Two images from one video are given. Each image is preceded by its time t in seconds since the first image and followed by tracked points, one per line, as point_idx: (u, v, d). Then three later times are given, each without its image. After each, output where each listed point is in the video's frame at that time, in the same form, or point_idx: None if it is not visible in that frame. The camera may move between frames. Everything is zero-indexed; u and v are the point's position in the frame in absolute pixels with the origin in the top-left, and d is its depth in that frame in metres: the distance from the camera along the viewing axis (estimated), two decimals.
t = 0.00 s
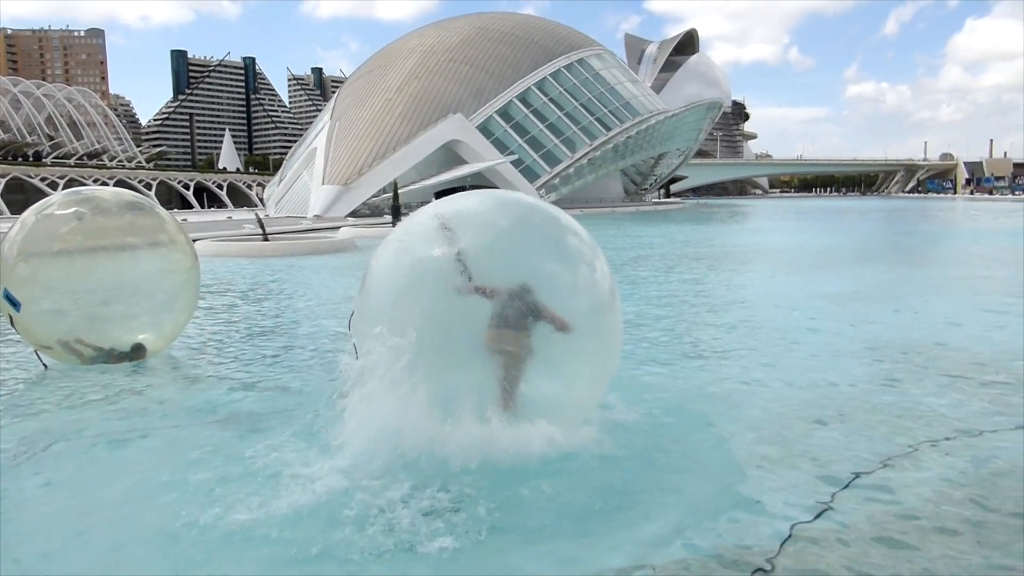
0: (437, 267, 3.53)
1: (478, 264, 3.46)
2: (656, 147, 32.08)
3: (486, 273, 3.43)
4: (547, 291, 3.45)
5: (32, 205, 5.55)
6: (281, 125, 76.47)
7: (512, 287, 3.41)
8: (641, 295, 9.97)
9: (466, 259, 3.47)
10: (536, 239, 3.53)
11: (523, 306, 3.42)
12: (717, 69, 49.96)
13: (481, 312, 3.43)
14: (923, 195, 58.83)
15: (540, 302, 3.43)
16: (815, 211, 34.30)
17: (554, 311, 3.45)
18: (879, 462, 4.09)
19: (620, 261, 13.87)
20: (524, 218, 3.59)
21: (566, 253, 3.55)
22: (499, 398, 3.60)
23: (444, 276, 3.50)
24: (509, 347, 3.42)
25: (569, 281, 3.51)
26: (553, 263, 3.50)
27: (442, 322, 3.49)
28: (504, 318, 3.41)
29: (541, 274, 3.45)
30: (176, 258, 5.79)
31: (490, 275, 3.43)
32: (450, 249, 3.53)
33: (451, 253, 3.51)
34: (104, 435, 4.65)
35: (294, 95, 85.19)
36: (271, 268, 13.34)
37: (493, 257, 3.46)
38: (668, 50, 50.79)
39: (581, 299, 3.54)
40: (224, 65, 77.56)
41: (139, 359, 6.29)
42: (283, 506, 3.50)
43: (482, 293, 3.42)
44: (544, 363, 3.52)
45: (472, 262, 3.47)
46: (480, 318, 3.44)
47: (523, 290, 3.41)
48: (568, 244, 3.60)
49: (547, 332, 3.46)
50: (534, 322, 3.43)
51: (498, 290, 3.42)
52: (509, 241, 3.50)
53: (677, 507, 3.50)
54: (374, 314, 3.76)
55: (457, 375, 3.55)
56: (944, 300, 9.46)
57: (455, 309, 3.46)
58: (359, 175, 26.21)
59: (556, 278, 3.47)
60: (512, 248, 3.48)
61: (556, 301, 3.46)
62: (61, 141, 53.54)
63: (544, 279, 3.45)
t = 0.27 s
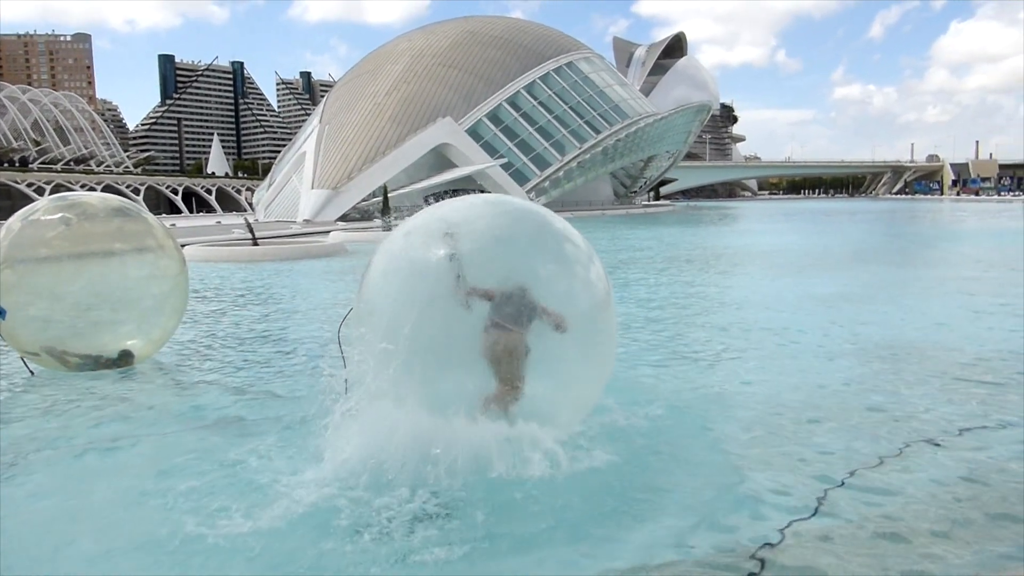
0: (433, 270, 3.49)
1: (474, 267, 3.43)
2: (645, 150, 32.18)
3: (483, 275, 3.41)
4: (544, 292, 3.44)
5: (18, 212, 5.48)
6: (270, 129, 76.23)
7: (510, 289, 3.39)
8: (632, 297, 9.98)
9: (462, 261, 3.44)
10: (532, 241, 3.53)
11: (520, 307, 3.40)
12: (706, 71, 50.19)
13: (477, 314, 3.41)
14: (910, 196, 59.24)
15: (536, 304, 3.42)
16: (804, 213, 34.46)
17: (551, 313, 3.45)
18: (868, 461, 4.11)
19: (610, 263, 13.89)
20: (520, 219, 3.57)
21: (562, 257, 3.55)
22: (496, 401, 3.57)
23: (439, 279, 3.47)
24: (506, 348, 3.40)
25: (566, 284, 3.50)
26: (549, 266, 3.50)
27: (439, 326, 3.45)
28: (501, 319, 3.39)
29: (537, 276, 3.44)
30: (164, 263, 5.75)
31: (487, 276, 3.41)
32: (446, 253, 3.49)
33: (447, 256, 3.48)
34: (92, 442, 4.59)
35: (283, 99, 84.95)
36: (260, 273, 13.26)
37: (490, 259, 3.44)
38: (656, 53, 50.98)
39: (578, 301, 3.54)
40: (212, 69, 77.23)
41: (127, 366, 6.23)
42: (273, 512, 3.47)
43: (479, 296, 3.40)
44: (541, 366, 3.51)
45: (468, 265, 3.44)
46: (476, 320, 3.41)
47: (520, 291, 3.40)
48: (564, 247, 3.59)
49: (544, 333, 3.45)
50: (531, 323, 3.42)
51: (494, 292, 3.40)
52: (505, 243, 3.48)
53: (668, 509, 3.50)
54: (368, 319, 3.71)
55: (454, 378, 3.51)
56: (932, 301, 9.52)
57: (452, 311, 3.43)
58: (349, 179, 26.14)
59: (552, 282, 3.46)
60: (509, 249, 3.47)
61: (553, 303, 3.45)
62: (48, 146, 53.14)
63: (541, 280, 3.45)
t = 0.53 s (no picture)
0: (443, 275, 3.52)
1: (484, 273, 3.47)
2: (647, 148, 32.13)
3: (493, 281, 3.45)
4: (553, 299, 3.47)
5: (20, 209, 5.49)
6: (272, 127, 76.26)
7: (520, 296, 3.44)
8: (634, 295, 9.97)
9: (473, 268, 3.48)
10: (541, 248, 3.56)
11: (529, 313, 3.43)
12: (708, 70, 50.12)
13: (487, 317, 3.44)
14: (912, 195, 59.11)
15: (546, 309, 3.46)
16: (806, 212, 34.36)
17: (560, 320, 3.48)
18: (869, 461, 4.08)
19: (612, 261, 13.87)
20: (530, 227, 3.61)
21: (572, 262, 3.59)
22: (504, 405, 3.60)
23: (450, 283, 3.50)
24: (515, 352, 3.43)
25: (575, 289, 3.54)
26: (559, 272, 3.53)
27: (448, 330, 3.48)
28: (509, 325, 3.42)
29: (546, 282, 3.48)
30: (164, 262, 5.74)
31: (497, 281, 3.45)
32: (456, 258, 3.53)
33: (456, 262, 3.52)
34: (91, 440, 4.59)
35: (285, 97, 84.97)
36: (262, 271, 13.25)
37: (500, 265, 3.48)
38: (658, 51, 50.91)
39: (588, 307, 3.57)
40: (214, 67, 77.25)
41: (128, 364, 6.25)
42: (271, 511, 3.46)
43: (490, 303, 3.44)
44: (551, 370, 3.54)
45: (477, 271, 3.48)
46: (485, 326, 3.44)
47: (529, 297, 3.44)
48: (574, 254, 3.63)
49: (554, 339, 3.48)
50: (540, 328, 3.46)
51: (503, 297, 3.44)
52: (516, 250, 3.52)
53: (668, 510, 3.47)
54: (378, 322, 3.74)
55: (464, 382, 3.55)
56: (935, 300, 9.49)
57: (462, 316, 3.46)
58: (350, 177, 26.15)
59: (561, 287, 3.50)
60: (519, 256, 3.51)
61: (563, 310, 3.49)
62: (50, 144, 53.20)
63: (549, 286, 3.48)
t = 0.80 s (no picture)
0: (442, 273, 3.51)
1: (479, 271, 3.46)
2: (644, 149, 32.15)
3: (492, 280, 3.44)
4: (552, 298, 3.47)
5: (15, 206, 5.45)
6: (269, 125, 76.14)
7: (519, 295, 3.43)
8: (631, 296, 9.97)
9: (471, 267, 3.47)
10: (540, 246, 3.54)
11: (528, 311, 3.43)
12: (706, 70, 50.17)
13: (485, 315, 3.43)
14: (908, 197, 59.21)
15: (544, 308, 3.45)
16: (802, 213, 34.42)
17: (559, 318, 3.48)
18: (864, 462, 4.07)
19: (608, 261, 13.87)
20: (529, 225, 3.59)
21: (570, 261, 3.57)
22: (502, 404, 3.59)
23: (448, 281, 3.49)
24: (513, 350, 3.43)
25: (572, 288, 3.52)
26: (556, 270, 3.52)
27: (444, 329, 3.48)
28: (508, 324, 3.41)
29: (543, 280, 3.47)
30: (160, 260, 5.71)
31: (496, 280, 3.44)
32: (452, 255, 3.52)
33: (453, 259, 3.51)
34: (83, 439, 4.56)
35: (282, 95, 84.83)
36: (258, 269, 13.21)
37: (499, 264, 3.47)
38: (656, 52, 50.94)
39: (586, 307, 3.56)
40: (211, 65, 77.05)
41: (122, 362, 6.23)
42: (263, 511, 3.43)
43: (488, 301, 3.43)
44: (549, 369, 3.53)
45: (473, 268, 3.47)
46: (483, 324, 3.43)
47: (528, 295, 3.44)
48: (572, 252, 3.61)
49: (552, 337, 3.47)
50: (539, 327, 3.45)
51: (501, 295, 3.44)
52: (515, 247, 3.51)
53: (662, 511, 3.45)
54: (375, 320, 3.73)
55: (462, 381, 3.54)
56: (931, 301, 9.50)
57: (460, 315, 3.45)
58: (347, 176, 26.11)
59: (558, 285, 3.49)
60: (518, 254, 3.50)
61: (561, 309, 3.49)
62: (46, 141, 53.01)
63: (547, 285, 3.47)
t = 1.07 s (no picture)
0: (432, 265, 3.48)
1: (468, 258, 3.45)
2: (636, 150, 32.20)
3: (483, 271, 3.43)
4: (541, 289, 3.50)
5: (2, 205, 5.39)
6: (260, 125, 75.89)
7: (510, 288, 3.43)
8: (622, 296, 9.98)
9: (462, 258, 3.45)
10: (529, 237, 3.55)
11: (519, 304, 3.43)
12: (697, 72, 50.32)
13: (478, 309, 3.41)
14: (897, 198, 59.61)
15: (532, 296, 3.47)
16: (792, 215, 34.51)
17: (548, 309, 3.52)
18: (853, 461, 4.09)
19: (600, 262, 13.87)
20: (517, 214, 3.59)
21: (555, 249, 3.60)
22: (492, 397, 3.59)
23: (437, 269, 3.47)
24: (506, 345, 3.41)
25: (557, 275, 3.56)
26: (543, 258, 3.54)
27: (433, 317, 3.46)
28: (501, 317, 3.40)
29: (531, 269, 3.48)
30: (149, 260, 5.66)
31: (487, 272, 3.43)
32: (440, 243, 3.51)
33: (442, 247, 3.49)
34: (70, 440, 4.52)
35: (273, 95, 84.52)
36: (248, 269, 13.15)
37: (489, 256, 3.45)
38: (647, 53, 51.05)
39: (572, 296, 3.62)
40: (202, 63, 76.65)
41: (111, 362, 6.18)
42: (250, 512, 3.41)
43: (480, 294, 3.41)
44: (536, 359, 3.55)
45: (461, 256, 3.46)
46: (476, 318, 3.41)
47: (519, 288, 3.45)
48: (557, 239, 3.63)
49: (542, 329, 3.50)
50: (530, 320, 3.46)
51: (492, 284, 3.43)
52: (505, 239, 3.50)
53: (651, 509, 3.46)
54: (364, 309, 3.72)
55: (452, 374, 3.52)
56: (920, 303, 9.55)
57: (450, 307, 3.43)
58: (339, 175, 26.03)
59: (544, 273, 3.52)
60: (508, 245, 3.49)
61: (549, 300, 3.53)
62: (34, 139, 52.58)
63: (534, 272, 3.49)
